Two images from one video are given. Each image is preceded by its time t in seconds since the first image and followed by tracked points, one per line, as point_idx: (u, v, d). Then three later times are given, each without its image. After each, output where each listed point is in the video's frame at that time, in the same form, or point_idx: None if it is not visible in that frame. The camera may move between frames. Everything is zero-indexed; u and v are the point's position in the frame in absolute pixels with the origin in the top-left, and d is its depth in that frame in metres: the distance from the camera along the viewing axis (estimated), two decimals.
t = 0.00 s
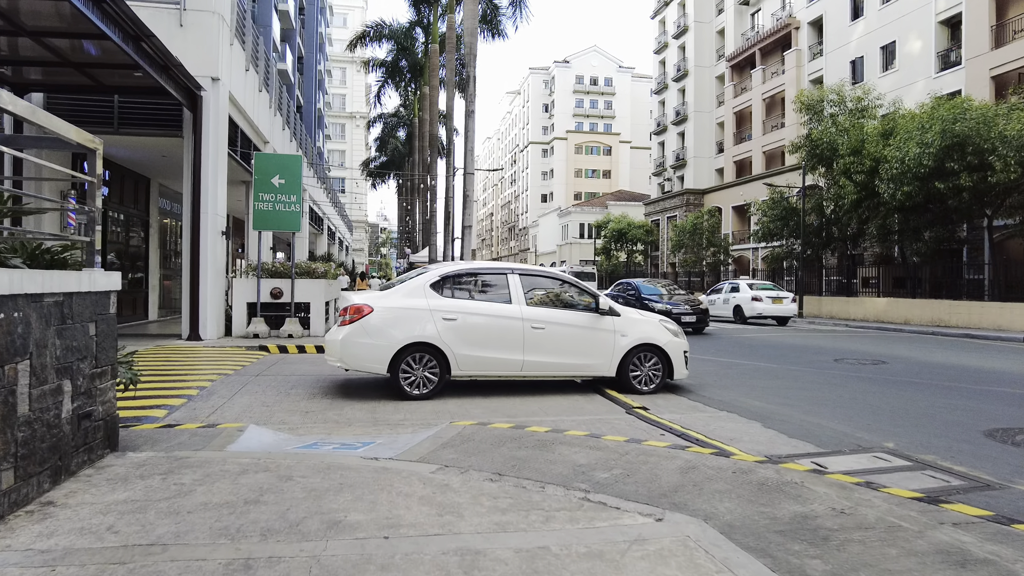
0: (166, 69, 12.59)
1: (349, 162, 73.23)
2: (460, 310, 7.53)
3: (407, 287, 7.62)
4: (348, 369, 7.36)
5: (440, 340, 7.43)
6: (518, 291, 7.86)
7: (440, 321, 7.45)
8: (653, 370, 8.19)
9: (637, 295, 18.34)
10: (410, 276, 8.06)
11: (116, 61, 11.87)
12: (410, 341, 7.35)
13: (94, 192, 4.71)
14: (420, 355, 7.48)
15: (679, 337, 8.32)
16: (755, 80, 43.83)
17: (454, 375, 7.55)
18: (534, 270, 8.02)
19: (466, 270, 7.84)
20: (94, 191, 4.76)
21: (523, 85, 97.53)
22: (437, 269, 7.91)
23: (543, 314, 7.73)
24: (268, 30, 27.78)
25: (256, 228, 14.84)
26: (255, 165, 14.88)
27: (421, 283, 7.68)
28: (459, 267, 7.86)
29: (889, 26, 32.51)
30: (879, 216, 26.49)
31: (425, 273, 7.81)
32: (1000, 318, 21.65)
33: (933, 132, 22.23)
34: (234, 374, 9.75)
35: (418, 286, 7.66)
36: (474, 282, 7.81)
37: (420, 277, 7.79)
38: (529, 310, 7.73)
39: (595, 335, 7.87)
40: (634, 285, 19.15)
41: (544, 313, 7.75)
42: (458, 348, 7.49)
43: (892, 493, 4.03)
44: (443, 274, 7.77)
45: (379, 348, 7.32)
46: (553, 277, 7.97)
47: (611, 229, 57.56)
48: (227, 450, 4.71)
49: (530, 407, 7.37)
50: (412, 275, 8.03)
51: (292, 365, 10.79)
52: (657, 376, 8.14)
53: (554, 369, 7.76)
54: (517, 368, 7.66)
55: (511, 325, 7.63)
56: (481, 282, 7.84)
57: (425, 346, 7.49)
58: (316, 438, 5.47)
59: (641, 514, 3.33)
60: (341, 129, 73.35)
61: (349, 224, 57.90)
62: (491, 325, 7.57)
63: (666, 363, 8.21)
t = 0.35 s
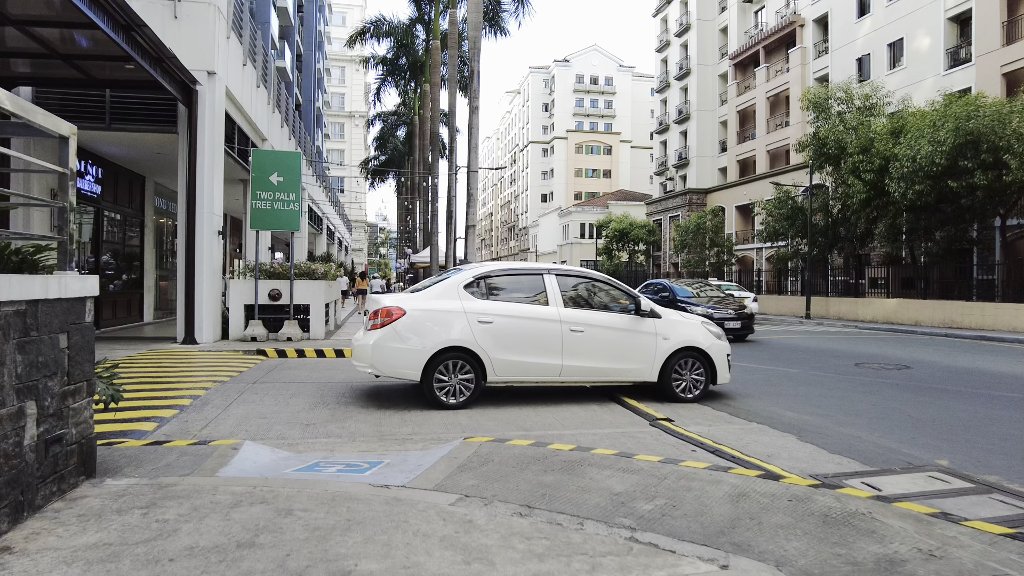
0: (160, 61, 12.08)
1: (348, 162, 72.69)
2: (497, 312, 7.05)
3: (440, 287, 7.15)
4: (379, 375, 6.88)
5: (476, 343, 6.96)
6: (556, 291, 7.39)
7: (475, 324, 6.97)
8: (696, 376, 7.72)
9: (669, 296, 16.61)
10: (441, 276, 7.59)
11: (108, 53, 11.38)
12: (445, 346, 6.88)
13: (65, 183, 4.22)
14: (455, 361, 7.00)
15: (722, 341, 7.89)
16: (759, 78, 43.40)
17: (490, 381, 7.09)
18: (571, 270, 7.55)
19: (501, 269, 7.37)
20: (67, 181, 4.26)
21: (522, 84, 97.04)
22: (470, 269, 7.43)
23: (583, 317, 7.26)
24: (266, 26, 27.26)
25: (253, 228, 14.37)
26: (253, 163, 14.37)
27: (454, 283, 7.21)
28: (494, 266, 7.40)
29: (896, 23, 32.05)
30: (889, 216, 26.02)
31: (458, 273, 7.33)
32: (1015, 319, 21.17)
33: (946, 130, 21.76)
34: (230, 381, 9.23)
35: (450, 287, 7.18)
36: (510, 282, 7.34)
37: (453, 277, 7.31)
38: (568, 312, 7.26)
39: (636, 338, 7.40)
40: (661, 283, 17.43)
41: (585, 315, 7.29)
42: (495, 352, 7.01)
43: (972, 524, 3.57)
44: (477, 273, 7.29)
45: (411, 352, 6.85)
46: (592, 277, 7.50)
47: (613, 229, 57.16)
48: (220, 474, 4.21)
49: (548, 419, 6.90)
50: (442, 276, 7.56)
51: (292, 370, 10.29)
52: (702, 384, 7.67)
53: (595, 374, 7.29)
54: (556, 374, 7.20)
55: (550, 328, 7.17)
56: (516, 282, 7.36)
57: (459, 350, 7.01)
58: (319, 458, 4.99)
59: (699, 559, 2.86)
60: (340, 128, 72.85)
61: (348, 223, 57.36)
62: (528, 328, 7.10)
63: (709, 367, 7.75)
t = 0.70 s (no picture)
0: (156, 50, 11.55)
1: (349, 161, 72.19)
2: (534, 314, 6.57)
3: (472, 288, 6.67)
4: (409, 382, 6.41)
5: (513, 348, 6.48)
6: (595, 292, 6.91)
7: (511, 327, 6.49)
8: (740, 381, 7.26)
9: (717, 297, 14.54)
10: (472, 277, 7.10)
11: (102, 42, 10.88)
12: (481, 351, 6.41)
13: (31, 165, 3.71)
14: (491, 366, 6.51)
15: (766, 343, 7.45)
16: (765, 76, 42.91)
17: (526, 389, 6.60)
18: (610, 269, 7.09)
19: (537, 268, 6.89)
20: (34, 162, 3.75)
21: (524, 83, 96.55)
22: (503, 268, 6.96)
23: (624, 319, 6.79)
24: (267, 21, 26.75)
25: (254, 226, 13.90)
26: (253, 158, 13.87)
27: (487, 283, 6.73)
28: (529, 266, 6.92)
29: (906, 19, 31.52)
30: (901, 215, 25.49)
31: (491, 273, 6.86)
32: None
33: (963, 126, 21.24)
34: (228, 386, 8.71)
35: (483, 287, 6.71)
36: (547, 283, 6.86)
37: (485, 277, 6.83)
38: (609, 314, 6.79)
39: (680, 341, 6.93)
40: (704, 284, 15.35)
41: (626, 317, 6.83)
42: (532, 357, 6.53)
43: None
44: (512, 274, 6.83)
45: (444, 357, 6.36)
46: (632, 277, 7.03)
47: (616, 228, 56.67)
48: (213, 500, 3.70)
49: (571, 429, 6.40)
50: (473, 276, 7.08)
51: (294, 374, 9.77)
52: (747, 389, 7.23)
53: (637, 380, 6.83)
54: (596, 380, 6.72)
55: (591, 331, 6.69)
56: (552, 282, 6.89)
57: (496, 355, 6.52)
58: (326, 478, 4.49)
59: None
60: (340, 127, 72.38)
61: (349, 222, 56.83)
62: (566, 331, 6.62)
63: (754, 372, 7.29)
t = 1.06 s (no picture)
0: (149, 40, 11.03)
1: (349, 160, 71.67)
2: (568, 316, 6.17)
3: (502, 288, 6.27)
4: (436, 389, 6.00)
5: (546, 352, 6.07)
6: (632, 292, 6.52)
7: (544, 330, 6.08)
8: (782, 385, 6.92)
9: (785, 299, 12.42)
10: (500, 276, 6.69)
11: (96, 31, 10.40)
12: (513, 356, 6.00)
13: None
14: (523, 371, 6.09)
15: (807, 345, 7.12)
16: (770, 73, 42.45)
17: (560, 396, 6.20)
18: (645, 268, 6.71)
19: (570, 267, 6.49)
20: None
21: (524, 83, 96.09)
22: (533, 268, 6.55)
23: (662, 321, 6.41)
24: (266, 16, 26.24)
25: (252, 224, 13.40)
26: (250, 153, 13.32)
27: (517, 283, 6.32)
28: (561, 265, 6.52)
29: (915, 15, 31.03)
30: (913, 213, 25.00)
31: (521, 273, 6.45)
32: None
33: (978, 123, 20.74)
34: (224, 392, 8.17)
35: (514, 288, 6.30)
36: (581, 283, 6.46)
37: (515, 276, 6.42)
38: (647, 316, 6.40)
39: (721, 345, 6.56)
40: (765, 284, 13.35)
41: (665, 319, 6.44)
42: (566, 362, 6.12)
43: None
44: (543, 274, 6.42)
45: (473, 362, 5.95)
46: (670, 277, 6.64)
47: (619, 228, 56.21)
48: (197, 536, 3.18)
49: (592, 441, 5.93)
50: (501, 276, 6.67)
51: (294, 379, 9.28)
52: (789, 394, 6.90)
53: (676, 386, 6.44)
54: (633, 387, 6.32)
55: (628, 334, 6.30)
56: (585, 282, 6.49)
57: (527, 359, 6.10)
58: (329, 502, 4.00)
59: None
60: (340, 126, 71.85)
61: (348, 222, 56.31)
62: (602, 334, 6.22)
63: (796, 376, 6.97)
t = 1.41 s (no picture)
0: (139, 28, 10.48)
1: (348, 160, 71.16)
2: (603, 321, 5.71)
3: (531, 291, 5.80)
4: (462, 401, 5.55)
5: (580, 361, 5.61)
6: (670, 294, 6.05)
7: (578, 336, 5.63)
8: (829, 395, 6.46)
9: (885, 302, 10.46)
10: (527, 278, 6.22)
11: (81, 17, 9.84)
12: (546, 365, 5.55)
13: None
14: (555, 382, 5.63)
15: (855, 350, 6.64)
16: (775, 71, 41.98)
17: (595, 408, 5.75)
18: (683, 268, 6.26)
19: (603, 268, 6.03)
20: None
21: (524, 82, 95.53)
22: (563, 268, 6.09)
23: (704, 326, 5.96)
24: (264, 12, 25.71)
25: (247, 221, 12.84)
26: (246, 147, 12.75)
27: (547, 286, 5.85)
28: (593, 265, 6.06)
29: (924, 11, 30.50)
30: (925, 212, 24.48)
31: (551, 274, 5.99)
32: None
33: (995, 119, 20.21)
34: (215, 401, 7.61)
35: (543, 291, 5.83)
36: (615, 284, 6.00)
37: (544, 278, 5.95)
38: (687, 320, 5.95)
39: (765, 351, 6.11)
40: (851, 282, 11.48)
41: (706, 324, 6.00)
42: (601, 372, 5.67)
43: None
44: (575, 275, 5.96)
45: (501, 372, 5.49)
46: (710, 278, 6.20)
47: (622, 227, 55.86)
48: None
49: (617, 460, 5.39)
50: (529, 277, 6.20)
51: (291, 386, 8.73)
52: (835, 404, 6.45)
53: (718, 397, 6.00)
54: (673, 397, 5.88)
55: (668, 340, 5.85)
56: (619, 285, 6.02)
57: (560, 368, 5.65)
58: (328, 542, 3.46)
59: None
60: (340, 126, 71.36)
61: (348, 221, 55.88)
62: (641, 340, 5.77)
63: (842, 384, 6.53)
